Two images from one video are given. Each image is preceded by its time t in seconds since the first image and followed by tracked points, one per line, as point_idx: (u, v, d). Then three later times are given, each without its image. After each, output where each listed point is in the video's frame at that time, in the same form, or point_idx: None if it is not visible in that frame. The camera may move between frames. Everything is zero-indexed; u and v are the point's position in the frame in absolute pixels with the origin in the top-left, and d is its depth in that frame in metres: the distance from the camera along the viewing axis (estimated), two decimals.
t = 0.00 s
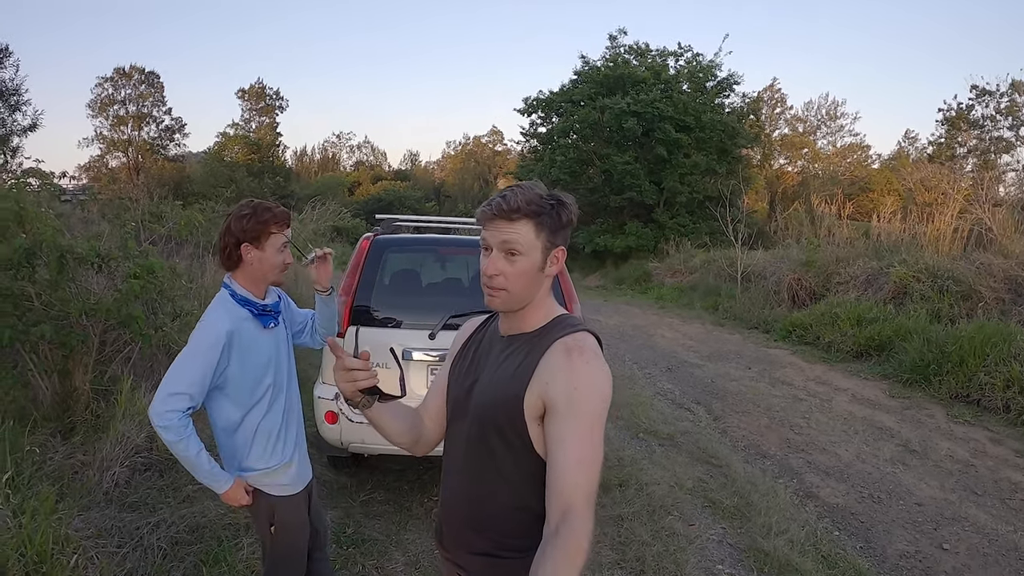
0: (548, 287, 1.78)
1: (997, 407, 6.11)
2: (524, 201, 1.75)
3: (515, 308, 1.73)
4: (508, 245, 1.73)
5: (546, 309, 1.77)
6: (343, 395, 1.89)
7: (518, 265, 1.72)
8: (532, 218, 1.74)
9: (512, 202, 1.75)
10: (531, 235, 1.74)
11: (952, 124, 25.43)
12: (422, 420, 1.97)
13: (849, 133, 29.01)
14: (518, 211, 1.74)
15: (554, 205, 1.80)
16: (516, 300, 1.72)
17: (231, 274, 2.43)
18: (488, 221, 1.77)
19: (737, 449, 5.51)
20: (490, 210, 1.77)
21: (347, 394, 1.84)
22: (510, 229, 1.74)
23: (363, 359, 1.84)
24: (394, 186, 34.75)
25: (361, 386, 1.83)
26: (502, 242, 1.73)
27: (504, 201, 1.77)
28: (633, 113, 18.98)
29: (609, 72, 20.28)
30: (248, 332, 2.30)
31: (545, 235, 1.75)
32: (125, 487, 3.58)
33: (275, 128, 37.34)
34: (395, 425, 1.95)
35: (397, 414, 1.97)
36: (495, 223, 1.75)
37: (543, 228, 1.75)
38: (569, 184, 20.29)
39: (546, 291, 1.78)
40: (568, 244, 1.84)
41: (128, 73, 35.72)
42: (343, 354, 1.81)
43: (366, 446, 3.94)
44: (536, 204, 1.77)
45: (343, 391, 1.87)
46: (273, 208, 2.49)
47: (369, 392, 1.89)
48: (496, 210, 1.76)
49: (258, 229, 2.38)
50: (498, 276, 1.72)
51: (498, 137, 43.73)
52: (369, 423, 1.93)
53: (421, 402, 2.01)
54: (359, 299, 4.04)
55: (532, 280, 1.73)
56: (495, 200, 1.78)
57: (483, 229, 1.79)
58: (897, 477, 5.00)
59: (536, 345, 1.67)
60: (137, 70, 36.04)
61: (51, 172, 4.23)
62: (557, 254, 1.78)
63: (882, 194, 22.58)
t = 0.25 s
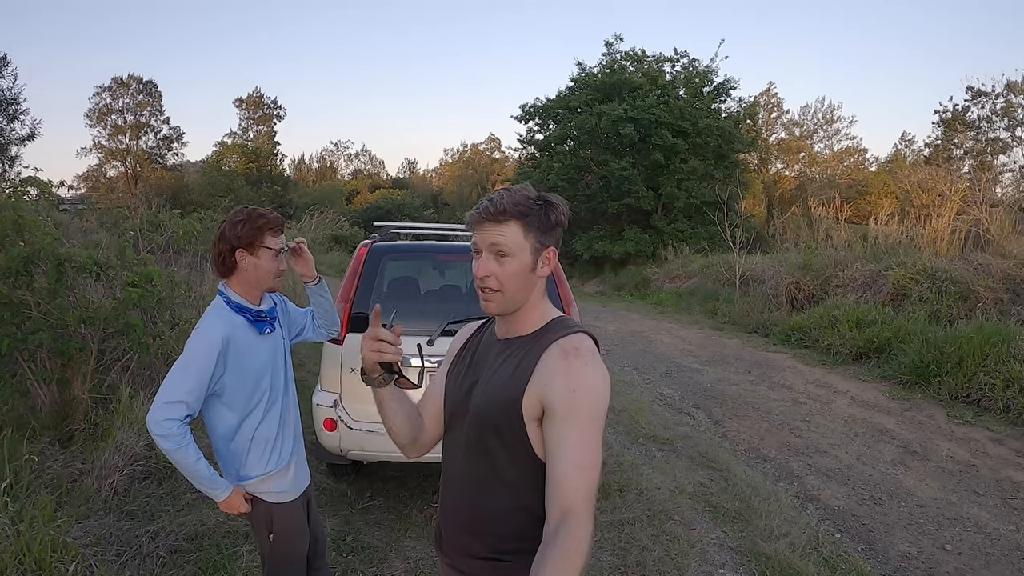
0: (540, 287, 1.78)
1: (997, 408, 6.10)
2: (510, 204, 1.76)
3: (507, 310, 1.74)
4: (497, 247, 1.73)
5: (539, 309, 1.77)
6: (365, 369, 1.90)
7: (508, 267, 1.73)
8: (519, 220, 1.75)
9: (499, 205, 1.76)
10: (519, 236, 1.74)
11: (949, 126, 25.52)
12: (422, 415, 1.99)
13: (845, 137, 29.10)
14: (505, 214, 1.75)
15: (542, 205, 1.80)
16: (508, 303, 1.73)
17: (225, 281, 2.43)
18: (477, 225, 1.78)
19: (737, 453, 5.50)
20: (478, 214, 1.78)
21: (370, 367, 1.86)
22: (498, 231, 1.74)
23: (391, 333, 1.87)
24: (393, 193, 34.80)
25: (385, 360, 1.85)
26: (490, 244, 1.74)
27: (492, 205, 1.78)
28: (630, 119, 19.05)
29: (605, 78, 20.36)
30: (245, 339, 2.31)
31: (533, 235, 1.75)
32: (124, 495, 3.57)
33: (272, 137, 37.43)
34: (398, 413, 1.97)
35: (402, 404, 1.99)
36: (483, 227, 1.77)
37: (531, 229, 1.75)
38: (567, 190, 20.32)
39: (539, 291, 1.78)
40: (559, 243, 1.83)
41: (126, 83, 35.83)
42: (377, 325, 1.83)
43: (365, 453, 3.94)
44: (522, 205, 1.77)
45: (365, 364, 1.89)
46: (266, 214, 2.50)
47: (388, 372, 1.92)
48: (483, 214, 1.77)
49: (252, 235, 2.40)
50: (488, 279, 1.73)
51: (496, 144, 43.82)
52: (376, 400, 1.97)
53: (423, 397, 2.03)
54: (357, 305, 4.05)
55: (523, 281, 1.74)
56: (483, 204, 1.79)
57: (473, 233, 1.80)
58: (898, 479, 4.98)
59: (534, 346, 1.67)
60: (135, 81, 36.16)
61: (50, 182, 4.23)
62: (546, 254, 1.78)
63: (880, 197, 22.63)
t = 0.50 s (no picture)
0: (527, 278, 1.76)
1: (990, 406, 6.14)
2: (477, 205, 1.77)
3: (496, 309, 1.74)
4: (470, 250, 1.74)
5: (530, 302, 1.75)
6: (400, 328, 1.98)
7: (485, 265, 1.72)
8: (486, 218, 1.74)
9: (467, 210, 1.78)
10: (488, 234, 1.73)
11: (945, 124, 25.57)
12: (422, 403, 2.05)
13: (842, 133, 29.13)
14: (471, 216, 1.76)
15: (510, 199, 1.78)
16: (494, 301, 1.73)
17: (217, 278, 2.42)
18: (451, 235, 1.81)
19: (732, 449, 5.52)
20: (452, 224, 1.81)
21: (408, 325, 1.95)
22: (468, 234, 1.75)
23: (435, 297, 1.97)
24: (389, 185, 34.69)
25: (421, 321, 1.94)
26: (464, 249, 1.75)
27: (461, 211, 1.80)
28: (627, 113, 19.00)
29: (603, 71, 20.29)
30: (236, 335, 2.30)
31: (502, 229, 1.73)
32: (118, 489, 3.56)
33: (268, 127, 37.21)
34: (407, 385, 2.04)
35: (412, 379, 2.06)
36: (456, 234, 1.79)
37: (500, 224, 1.73)
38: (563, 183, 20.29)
39: (525, 282, 1.75)
40: (540, 231, 1.79)
41: (120, 71, 35.51)
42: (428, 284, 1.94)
43: (360, 447, 3.93)
44: (488, 203, 1.77)
45: (401, 323, 1.97)
46: (246, 204, 2.47)
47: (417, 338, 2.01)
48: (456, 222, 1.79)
49: (237, 227, 2.37)
50: (468, 282, 1.74)
51: (492, 137, 43.68)
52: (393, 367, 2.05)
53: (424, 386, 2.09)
54: (353, 299, 4.03)
55: (503, 277, 1.73)
56: (455, 214, 1.82)
57: (451, 241, 1.82)
58: (892, 476, 5.01)
59: (534, 344, 1.67)
60: (129, 69, 35.86)
61: (44, 172, 4.19)
62: (525, 244, 1.75)
63: (876, 194, 22.67)
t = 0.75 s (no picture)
0: (527, 282, 1.76)
1: (984, 401, 6.18)
2: (476, 208, 1.77)
3: (496, 312, 1.74)
4: (470, 253, 1.74)
5: (531, 305, 1.75)
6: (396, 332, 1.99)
7: (484, 268, 1.73)
8: (486, 222, 1.75)
9: (466, 213, 1.78)
10: (488, 237, 1.73)
11: (939, 119, 25.64)
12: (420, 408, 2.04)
13: (836, 128, 29.18)
14: (471, 219, 1.76)
15: (510, 202, 1.79)
16: (494, 304, 1.73)
17: (209, 285, 2.40)
18: (451, 238, 1.81)
19: (727, 445, 5.54)
20: (451, 226, 1.81)
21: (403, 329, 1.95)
22: (468, 237, 1.75)
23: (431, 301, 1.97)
24: (383, 181, 34.59)
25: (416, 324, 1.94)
26: (463, 251, 1.75)
27: (460, 214, 1.80)
28: (622, 108, 18.98)
29: (597, 66, 20.26)
30: (226, 338, 2.28)
31: (502, 233, 1.73)
32: (115, 490, 3.55)
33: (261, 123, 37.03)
34: (406, 388, 2.03)
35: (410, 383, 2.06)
36: (456, 238, 1.79)
37: (500, 228, 1.74)
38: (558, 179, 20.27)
39: (526, 287, 1.76)
40: (540, 234, 1.79)
41: (112, 67, 35.26)
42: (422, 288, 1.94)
43: (357, 446, 3.93)
44: (488, 207, 1.77)
45: (398, 325, 1.98)
46: (225, 205, 2.46)
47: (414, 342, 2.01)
48: (455, 224, 1.79)
49: (223, 230, 2.36)
50: (469, 285, 1.75)
51: (487, 132, 43.56)
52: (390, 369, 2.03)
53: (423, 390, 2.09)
54: (348, 297, 4.03)
55: (503, 280, 1.73)
56: (455, 216, 1.82)
57: (450, 244, 1.83)
58: (886, 472, 5.04)
59: (532, 345, 1.67)
60: (121, 64, 35.61)
61: (37, 171, 4.16)
62: (525, 248, 1.75)
63: (870, 189, 22.75)
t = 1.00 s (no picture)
0: (529, 285, 1.76)
1: (980, 408, 6.20)
2: (485, 207, 1.76)
3: (497, 312, 1.74)
4: (474, 252, 1.73)
5: (532, 307, 1.75)
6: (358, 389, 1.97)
7: (488, 268, 1.72)
8: (493, 221, 1.74)
9: (473, 211, 1.77)
10: (494, 237, 1.72)
11: (936, 127, 25.77)
12: (426, 424, 2.08)
13: (834, 135, 29.31)
14: (478, 218, 1.75)
15: (519, 204, 1.78)
16: (495, 304, 1.72)
17: (199, 284, 2.39)
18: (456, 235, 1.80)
19: (723, 450, 5.54)
20: (457, 223, 1.80)
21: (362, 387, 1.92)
22: (474, 236, 1.74)
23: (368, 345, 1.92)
24: (380, 183, 34.58)
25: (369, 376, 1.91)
26: (469, 249, 1.75)
27: (469, 211, 1.79)
28: (620, 113, 19.03)
29: (596, 71, 20.31)
30: (212, 338, 2.25)
31: (509, 235, 1.73)
32: (109, 488, 3.53)
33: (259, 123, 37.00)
34: (401, 420, 2.06)
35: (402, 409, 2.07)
36: (461, 235, 1.78)
37: (507, 229, 1.73)
38: (555, 182, 20.29)
39: (529, 290, 1.75)
40: (546, 238, 1.79)
41: (111, 65, 35.21)
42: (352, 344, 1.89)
43: (353, 448, 3.91)
44: (496, 207, 1.76)
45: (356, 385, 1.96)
46: (220, 205, 2.45)
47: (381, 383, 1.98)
48: (462, 221, 1.78)
49: (218, 229, 2.35)
50: (472, 284, 1.74)
51: (485, 135, 43.59)
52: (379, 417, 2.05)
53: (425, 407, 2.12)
54: (346, 298, 4.02)
55: (506, 282, 1.72)
56: (462, 213, 1.81)
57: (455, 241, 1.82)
58: (882, 477, 5.05)
59: (534, 347, 1.66)
60: (120, 63, 35.57)
61: (34, 167, 4.15)
62: (530, 251, 1.75)
63: (866, 196, 22.83)
